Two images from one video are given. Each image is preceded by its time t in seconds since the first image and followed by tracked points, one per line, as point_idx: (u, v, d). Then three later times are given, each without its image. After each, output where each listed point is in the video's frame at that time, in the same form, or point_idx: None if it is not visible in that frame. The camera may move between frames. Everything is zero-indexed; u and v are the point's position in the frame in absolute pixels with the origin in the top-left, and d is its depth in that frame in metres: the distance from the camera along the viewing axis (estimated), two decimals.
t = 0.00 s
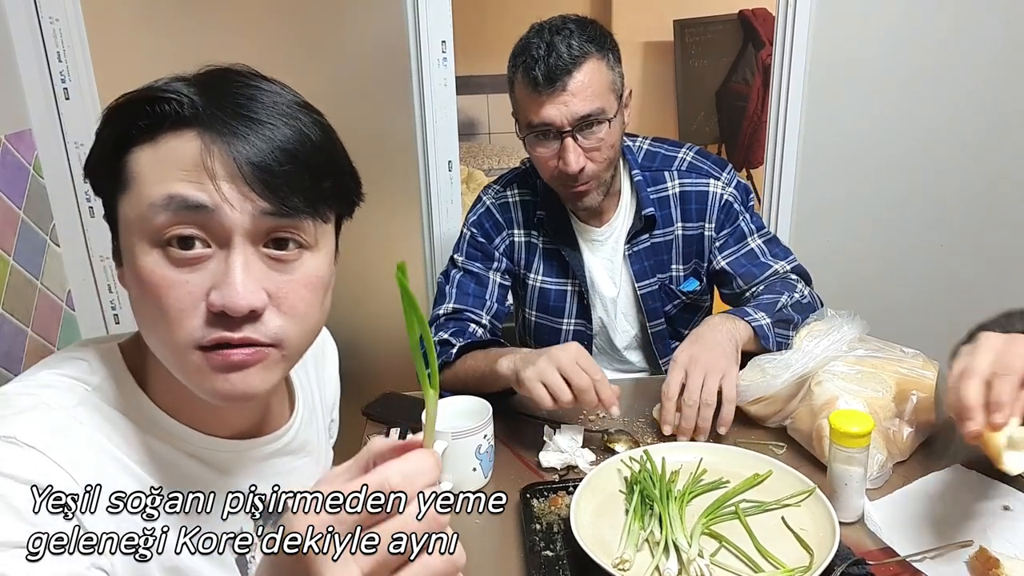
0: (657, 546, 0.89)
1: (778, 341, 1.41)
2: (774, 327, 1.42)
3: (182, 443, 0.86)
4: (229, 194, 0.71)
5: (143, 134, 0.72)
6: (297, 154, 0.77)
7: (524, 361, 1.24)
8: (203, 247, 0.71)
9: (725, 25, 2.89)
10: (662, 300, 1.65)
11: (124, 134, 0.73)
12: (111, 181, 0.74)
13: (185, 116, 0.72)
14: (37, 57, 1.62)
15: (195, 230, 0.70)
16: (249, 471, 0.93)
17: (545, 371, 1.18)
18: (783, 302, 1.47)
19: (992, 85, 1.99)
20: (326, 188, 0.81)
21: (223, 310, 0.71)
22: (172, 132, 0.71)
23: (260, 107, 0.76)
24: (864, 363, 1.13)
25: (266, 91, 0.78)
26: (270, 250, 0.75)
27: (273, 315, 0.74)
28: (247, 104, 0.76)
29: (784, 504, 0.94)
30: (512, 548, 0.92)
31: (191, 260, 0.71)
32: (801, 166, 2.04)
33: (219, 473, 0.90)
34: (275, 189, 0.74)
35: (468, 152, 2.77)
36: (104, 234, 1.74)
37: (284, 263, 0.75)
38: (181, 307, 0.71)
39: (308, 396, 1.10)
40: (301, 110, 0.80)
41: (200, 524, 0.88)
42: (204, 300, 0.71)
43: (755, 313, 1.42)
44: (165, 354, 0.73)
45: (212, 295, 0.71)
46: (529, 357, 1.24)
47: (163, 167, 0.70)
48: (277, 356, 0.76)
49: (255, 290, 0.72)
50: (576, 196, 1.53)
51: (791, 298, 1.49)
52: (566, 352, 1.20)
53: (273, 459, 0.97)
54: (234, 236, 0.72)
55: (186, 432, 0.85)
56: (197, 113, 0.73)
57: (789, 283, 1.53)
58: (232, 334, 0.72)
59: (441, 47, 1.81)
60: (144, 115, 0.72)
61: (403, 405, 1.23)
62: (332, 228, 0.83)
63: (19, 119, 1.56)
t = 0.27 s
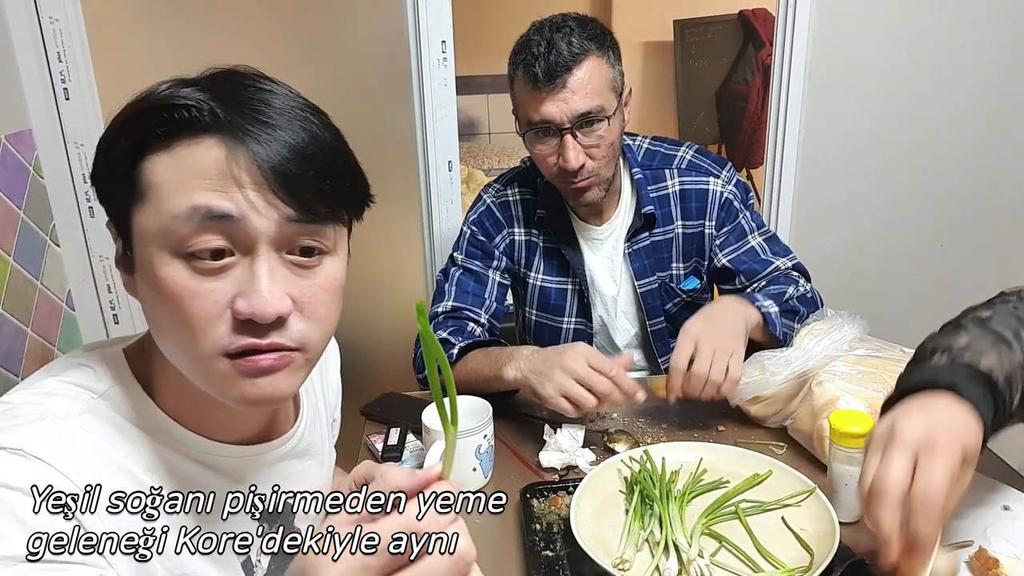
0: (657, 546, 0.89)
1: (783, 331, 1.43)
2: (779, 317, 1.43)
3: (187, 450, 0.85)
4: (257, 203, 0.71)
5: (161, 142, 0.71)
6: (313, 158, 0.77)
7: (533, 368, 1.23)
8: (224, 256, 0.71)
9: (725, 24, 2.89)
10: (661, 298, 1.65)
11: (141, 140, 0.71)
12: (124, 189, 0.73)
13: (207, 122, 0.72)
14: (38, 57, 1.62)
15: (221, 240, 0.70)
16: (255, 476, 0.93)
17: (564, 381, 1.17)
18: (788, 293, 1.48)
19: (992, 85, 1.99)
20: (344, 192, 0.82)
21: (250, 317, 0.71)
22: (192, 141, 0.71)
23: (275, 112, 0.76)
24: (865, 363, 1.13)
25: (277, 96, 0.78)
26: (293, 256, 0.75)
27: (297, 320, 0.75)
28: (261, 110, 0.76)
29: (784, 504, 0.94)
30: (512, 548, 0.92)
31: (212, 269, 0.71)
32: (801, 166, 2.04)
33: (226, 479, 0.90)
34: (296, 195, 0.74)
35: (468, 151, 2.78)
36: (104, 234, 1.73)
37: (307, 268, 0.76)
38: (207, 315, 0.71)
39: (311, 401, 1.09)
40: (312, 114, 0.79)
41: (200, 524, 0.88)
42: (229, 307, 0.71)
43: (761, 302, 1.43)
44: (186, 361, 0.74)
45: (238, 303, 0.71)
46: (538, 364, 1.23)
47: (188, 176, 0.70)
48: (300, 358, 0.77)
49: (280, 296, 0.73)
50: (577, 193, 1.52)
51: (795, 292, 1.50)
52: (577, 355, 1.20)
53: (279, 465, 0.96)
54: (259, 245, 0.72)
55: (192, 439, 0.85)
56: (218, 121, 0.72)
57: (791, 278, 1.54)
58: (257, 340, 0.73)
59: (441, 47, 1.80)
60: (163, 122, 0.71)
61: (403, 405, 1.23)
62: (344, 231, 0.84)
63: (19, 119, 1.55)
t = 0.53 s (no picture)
0: (657, 546, 0.89)
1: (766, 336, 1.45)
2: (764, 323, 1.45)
3: (189, 450, 0.85)
4: (271, 195, 0.72)
5: (173, 137, 0.71)
6: (322, 154, 0.78)
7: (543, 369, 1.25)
8: (239, 250, 0.71)
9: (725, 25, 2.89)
10: (661, 297, 1.66)
11: (154, 135, 0.71)
12: (132, 188, 0.73)
13: (221, 117, 0.72)
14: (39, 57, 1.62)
15: (236, 234, 0.71)
16: (257, 474, 0.93)
17: (578, 383, 1.19)
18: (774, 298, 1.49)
19: (992, 85, 1.99)
20: (353, 188, 0.82)
21: (265, 311, 0.72)
22: (206, 136, 0.71)
23: (284, 108, 0.77)
24: (865, 362, 1.13)
25: (285, 92, 0.78)
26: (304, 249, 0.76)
27: (308, 315, 0.76)
28: (271, 105, 0.76)
29: (784, 504, 0.94)
30: (512, 548, 0.92)
31: (226, 263, 0.71)
32: (801, 166, 2.04)
33: (228, 478, 0.90)
34: (306, 187, 0.74)
35: (468, 152, 2.78)
36: (104, 234, 1.73)
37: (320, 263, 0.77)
38: (224, 311, 0.71)
39: (311, 401, 1.09)
40: (318, 110, 0.80)
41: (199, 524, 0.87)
42: (243, 302, 0.71)
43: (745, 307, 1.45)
44: (195, 359, 0.74)
45: (253, 297, 0.71)
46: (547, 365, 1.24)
47: (202, 172, 0.70)
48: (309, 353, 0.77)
49: (292, 290, 0.73)
50: (579, 191, 1.53)
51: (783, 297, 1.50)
52: (582, 352, 1.21)
53: (280, 463, 0.96)
54: (272, 238, 0.72)
55: (195, 438, 0.85)
56: (232, 116, 0.73)
57: (781, 283, 1.53)
58: (270, 334, 0.73)
59: (441, 46, 1.81)
60: (177, 117, 0.71)
61: (403, 405, 1.23)
62: (352, 226, 0.84)
63: (19, 119, 1.55)
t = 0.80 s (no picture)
0: (657, 546, 0.89)
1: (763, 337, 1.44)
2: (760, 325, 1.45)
3: (191, 447, 0.85)
4: (278, 190, 0.72)
5: (184, 131, 0.72)
6: (330, 153, 0.78)
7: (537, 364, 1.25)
8: (244, 246, 0.71)
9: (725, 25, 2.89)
10: (659, 297, 1.65)
11: (165, 130, 0.72)
12: (139, 184, 0.73)
13: (232, 114, 0.73)
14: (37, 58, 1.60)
15: (244, 230, 0.71)
16: (258, 473, 0.93)
17: (566, 374, 1.19)
18: (769, 299, 1.49)
19: (992, 85, 1.99)
20: (357, 187, 0.82)
21: (270, 306, 0.72)
22: (216, 132, 0.72)
23: (294, 106, 0.77)
24: (864, 363, 1.13)
25: (295, 92, 0.79)
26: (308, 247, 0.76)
27: (312, 312, 0.75)
28: (281, 104, 0.77)
29: (784, 504, 0.94)
30: (511, 549, 0.92)
31: (232, 259, 0.71)
32: (801, 167, 2.04)
33: (230, 476, 0.90)
34: (312, 184, 0.75)
35: (468, 152, 2.78)
36: (104, 234, 1.73)
37: (324, 260, 0.77)
38: (228, 305, 0.71)
39: (312, 400, 1.10)
40: (327, 112, 0.81)
41: (200, 525, 0.87)
42: (249, 297, 0.71)
43: (741, 308, 1.45)
44: (197, 351, 0.74)
45: (258, 292, 0.71)
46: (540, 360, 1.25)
47: (210, 168, 0.70)
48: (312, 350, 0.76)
49: (297, 287, 0.73)
50: (578, 191, 1.52)
51: (778, 299, 1.50)
52: (576, 344, 1.22)
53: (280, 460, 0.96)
54: (278, 234, 0.72)
55: (198, 435, 0.85)
56: (243, 113, 0.74)
57: (777, 284, 1.53)
58: (274, 328, 0.73)
59: (442, 47, 1.80)
60: (189, 113, 0.72)
61: (403, 405, 1.24)
62: (357, 227, 0.84)
63: (19, 119, 1.55)
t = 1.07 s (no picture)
0: (657, 546, 0.89)
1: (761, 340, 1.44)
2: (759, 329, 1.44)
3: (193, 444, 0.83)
4: (284, 186, 0.73)
5: (191, 126, 0.72)
6: (336, 153, 0.78)
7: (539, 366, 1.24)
8: (245, 241, 0.71)
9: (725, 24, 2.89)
10: (658, 296, 1.66)
11: (173, 125, 0.73)
12: (143, 179, 0.74)
13: (240, 110, 0.74)
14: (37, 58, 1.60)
15: (247, 223, 0.71)
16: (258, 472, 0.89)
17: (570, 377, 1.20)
18: (768, 302, 1.49)
19: (992, 85, 1.99)
20: (361, 187, 0.83)
21: (271, 302, 0.71)
22: (224, 128, 0.73)
23: (301, 106, 0.77)
24: (864, 363, 1.13)
25: (303, 92, 0.79)
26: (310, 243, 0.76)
27: (313, 308, 0.74)
28: (288, 103, 0.77)
29: (784, 504, 0.94)
30: (511, 549, 0.92)
31: (234, 253, 0.71)
32: (801, 166, 2.04)
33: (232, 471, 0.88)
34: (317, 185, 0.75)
35: (468, 152, 2.78)
36: (104, 234, 1.74)
37: (326, 257, 0.76)
38: (227, 302, 0.71)
39: (311, 399, 1.11)
40: (334, 113, 0.81)
41: (199, 525, 0.85)
42: (250, 292, 0.71)
43: (741, 312, 1.44)
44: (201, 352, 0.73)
45: (258, 287, 0.71)
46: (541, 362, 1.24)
47: (214, 166, 0.71)
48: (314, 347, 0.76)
49: (298, 283, 0.73)
50: (577, 191, 1.53)
51: (777, 301, 1.50)
52: (572, 348, 1.22)
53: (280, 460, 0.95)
54: (281, 230, 0.72)
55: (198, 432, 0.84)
56: (251, 110, 0.74)
57: (775, 285, 1.54)
58: (275, 326, 0.72)
59: (441, 46, 1.80)
60: (197, 108, 0.73)
61: (403, 404, 1.24)
62: (360, 227, 0.84)
63: (20, 119, 1.55)
